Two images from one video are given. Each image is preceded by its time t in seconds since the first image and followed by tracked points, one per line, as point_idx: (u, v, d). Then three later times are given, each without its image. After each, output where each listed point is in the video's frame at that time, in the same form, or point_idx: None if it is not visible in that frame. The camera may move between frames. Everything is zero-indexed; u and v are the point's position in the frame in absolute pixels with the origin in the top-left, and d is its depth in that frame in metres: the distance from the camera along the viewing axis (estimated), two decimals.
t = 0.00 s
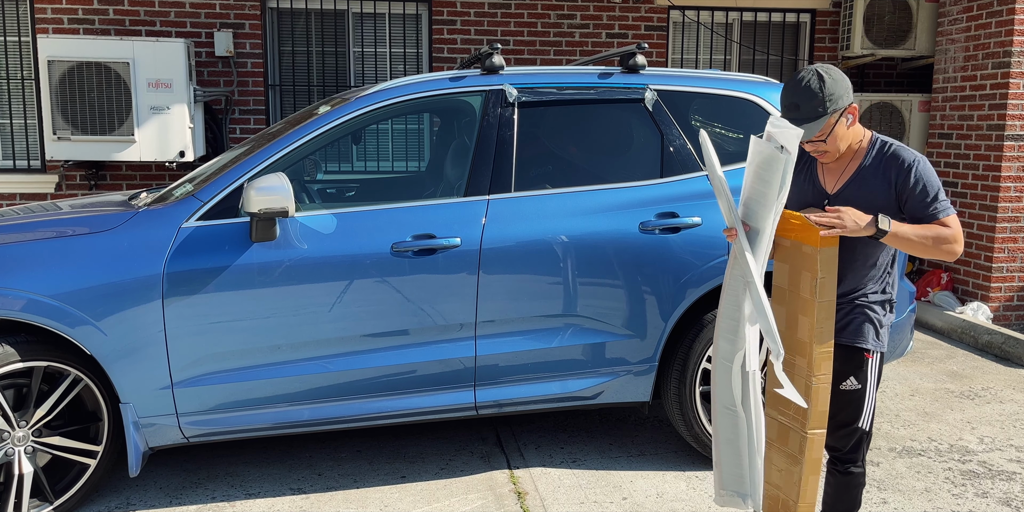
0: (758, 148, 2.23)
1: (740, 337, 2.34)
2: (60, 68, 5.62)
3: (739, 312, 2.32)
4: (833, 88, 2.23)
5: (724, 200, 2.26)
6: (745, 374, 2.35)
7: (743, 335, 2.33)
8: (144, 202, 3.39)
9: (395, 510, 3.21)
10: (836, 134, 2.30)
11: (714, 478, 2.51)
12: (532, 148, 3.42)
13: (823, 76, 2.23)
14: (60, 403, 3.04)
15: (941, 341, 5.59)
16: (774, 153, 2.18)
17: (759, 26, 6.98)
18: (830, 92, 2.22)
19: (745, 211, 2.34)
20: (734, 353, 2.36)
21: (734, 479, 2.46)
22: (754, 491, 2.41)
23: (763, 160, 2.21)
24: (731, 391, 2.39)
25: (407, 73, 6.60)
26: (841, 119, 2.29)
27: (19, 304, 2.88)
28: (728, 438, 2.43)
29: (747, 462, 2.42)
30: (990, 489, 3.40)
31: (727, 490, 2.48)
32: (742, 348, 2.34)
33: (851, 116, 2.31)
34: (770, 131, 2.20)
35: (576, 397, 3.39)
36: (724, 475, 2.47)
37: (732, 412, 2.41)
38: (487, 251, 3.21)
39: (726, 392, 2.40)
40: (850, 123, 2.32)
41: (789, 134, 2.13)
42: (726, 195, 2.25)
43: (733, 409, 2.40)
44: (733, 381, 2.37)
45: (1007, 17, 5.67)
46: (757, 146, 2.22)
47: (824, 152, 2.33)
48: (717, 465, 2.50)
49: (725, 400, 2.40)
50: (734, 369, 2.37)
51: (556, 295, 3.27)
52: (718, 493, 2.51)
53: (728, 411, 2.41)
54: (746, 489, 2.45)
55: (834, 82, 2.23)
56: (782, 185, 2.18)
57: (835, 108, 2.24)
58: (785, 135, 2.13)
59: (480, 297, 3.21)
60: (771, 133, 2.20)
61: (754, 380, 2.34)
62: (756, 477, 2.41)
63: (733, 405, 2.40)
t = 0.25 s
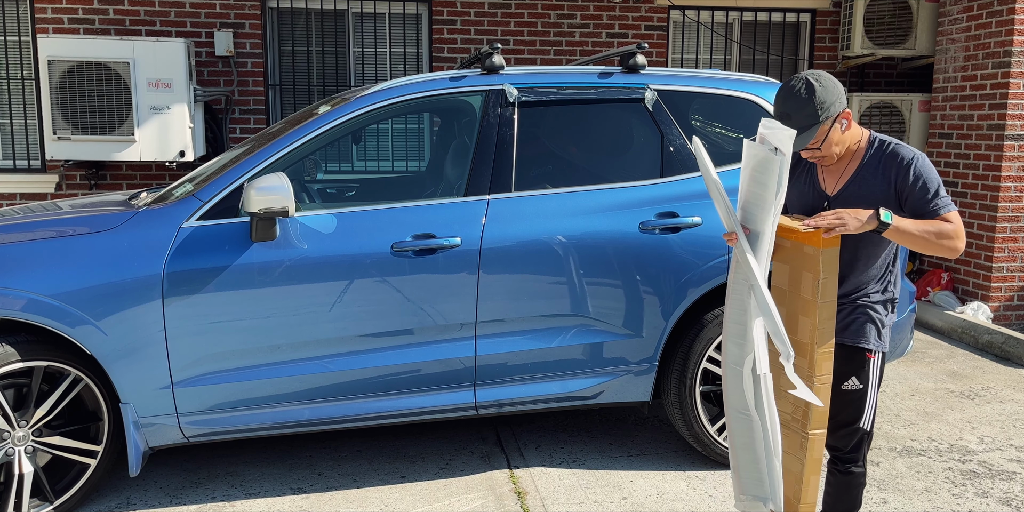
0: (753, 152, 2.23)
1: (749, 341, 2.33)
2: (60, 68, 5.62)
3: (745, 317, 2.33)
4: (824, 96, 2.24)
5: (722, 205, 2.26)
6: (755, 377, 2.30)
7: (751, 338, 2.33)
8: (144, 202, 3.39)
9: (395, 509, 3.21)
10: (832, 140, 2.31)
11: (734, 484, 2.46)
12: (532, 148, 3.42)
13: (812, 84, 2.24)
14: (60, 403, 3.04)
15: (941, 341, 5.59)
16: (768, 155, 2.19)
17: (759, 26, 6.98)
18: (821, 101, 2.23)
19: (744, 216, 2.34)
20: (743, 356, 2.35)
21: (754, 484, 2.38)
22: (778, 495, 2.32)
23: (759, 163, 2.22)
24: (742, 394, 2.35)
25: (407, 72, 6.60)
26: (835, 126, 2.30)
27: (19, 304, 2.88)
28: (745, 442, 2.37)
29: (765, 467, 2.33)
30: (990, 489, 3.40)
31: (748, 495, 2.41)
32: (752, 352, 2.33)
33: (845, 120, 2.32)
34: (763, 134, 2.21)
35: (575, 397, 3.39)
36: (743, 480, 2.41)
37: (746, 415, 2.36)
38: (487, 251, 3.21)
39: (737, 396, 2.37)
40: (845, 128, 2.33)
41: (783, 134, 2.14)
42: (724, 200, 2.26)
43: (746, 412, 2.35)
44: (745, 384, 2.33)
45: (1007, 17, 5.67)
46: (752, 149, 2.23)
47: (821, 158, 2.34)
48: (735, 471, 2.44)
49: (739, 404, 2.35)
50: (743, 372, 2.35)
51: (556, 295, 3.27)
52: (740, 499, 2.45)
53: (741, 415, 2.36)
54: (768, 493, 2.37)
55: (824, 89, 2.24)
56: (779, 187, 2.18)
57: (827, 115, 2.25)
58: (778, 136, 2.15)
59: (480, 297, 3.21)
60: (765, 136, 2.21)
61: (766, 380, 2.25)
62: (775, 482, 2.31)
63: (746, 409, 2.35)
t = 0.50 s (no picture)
0: (741, 151, 2.25)
1: (746, 341, 2.30)
2: (60, 68, 5.62)
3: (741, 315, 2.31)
4: (823, 100, 2.23)
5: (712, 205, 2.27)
6: (754, 377, 2.29)
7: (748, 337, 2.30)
8: (144, 202, 3.39)
9: (395, 510, 3.21)
10: (831, 143, 2.31)
11: (738, 485, 2.45)
12: (532, 148, 3.42)
13: (807, 89, 2.24)
14: (60, 403, 3.04)
15: (941, 341, 5.59)
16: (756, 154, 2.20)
17: (759, 26, 6.98)
18: (818, 105, 2.23)
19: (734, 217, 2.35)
20: (741, 356, 2.33)
21: (757, 485, 2.37)
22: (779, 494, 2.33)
23: (747, 162, 2.23)
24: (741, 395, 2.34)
25: (407, 72, 6.60)
26: (834, 128, 2.30)
27: (19, 304, 2.88)
28: (745, 443, 2.36)
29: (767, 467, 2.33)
30: (990, 489, 3.40)
31: (751, 496, 2.40)
32: (749, 352, 2.31)
33: (844, 123, 2.32)
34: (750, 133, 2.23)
35: (576, 397, 3.39)
36: (746, 481, 2.40)
37: (747, 416, 2.35)
38: (487, 251, 3.21)
39: (737, 397, 2.36)
40: (844, 130, 2.33)
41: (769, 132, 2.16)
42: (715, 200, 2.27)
43: (746, 412, 2.34)
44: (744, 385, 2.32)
45: (1007, 17, 5.67)
46: (740, 149, 2.24)
47: (821, 161, 2.35)
48: (737, 472, 2.43)
49: (738, 405, 2.34)
50: (742, 372, 2.33)
51: (556, 295, 3.27)
52: (742, 499, 2.44)
53: (741, 415, 2.35)
54: (769, 494, 2.36)
55: (821, 94, 2.23)
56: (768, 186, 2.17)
57: (825, 120, 2.25)
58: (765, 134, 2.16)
59: (480, 297, 3.21)
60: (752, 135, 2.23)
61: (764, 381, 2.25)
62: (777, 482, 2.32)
63: (746, 409, 2.34)
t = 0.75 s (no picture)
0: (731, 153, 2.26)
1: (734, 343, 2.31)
2: (60, 69, 5.62)
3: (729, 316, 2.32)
4: (824, 100, 2.23)
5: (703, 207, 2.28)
6: (738, 379, 2.32)
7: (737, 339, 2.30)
8: (144, 202, 3.39)
9: (395, 510, 3.21)
10: (832, 144, 2.31)
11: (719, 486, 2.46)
12: (532, 148, 3.42)
13: (808, 89, 2.24)
14: (60, 404, 3.03)
15: (941, 341, 5.60)
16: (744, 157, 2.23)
17: (759, 26, 6.98)
18: (818, 105, 2.23)
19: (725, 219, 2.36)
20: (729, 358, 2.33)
21: (738, 487, 2.39)
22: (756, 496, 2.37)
23: (736, 164, 2.25)
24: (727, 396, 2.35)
25: (407, 73, 6.61)
26: (835, 128, 2.30)
27: (19, 304, 2.88)
28: (729, 445, 2.38)
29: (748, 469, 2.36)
30: (990, 490, 3.40)
31: (732, 498, 2.42)
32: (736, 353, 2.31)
33: (846, 124, 2.32)
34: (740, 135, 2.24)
35: (576, 397, 3.39)
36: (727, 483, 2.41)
37: (732, 419, 2.36)
38: (487, 251, 3.21)
39: (723, 399, 2.37)
40: (845, 131, 2.33)
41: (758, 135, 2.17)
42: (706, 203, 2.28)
43: (731, 415, 2.35)
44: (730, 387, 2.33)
45: (1007, 17, 5.67)
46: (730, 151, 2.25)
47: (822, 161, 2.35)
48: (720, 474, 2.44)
49: (724, 407, 2.35)
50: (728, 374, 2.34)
51: (556, 295, 3.27)
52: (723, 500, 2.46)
53: (726, 417, 2.36)
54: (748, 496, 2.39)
55: (822, 94, 2.23)
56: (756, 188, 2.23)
57: (826, 121, 2.25)
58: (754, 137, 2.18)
59: (480, 297, 3.21)
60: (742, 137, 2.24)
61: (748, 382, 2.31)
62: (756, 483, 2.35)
63: (731, 412, 2.36)
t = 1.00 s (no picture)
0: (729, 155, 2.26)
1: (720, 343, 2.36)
2: (59, 69, 5.62)
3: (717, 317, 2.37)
4: (822, 102, 2.23)
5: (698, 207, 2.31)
6: (723, 379, 2.37)
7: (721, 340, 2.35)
8: (144, 202, 3.40)
9: (395, 510, 3.21)
10: (831, 146, 2.31)
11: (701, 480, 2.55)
12: (532, 148, 3.42)
13: (805, 91, 2.24)
14: (60, 404, 3.04)
15: (941, 341, 5.60)
16: (741, 159, 2.22)
17: (759, 26, 6.98)
18: (817, 108, 2.23)
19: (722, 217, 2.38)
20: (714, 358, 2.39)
21: (717, 483, 2.49)
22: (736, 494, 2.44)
23: (733, 166, 2.25)
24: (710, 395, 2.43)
25: (407, 73, 6.61)
26: (833, 131, 2.30)
27: (19, 304, 2.88)
28: (711, 442, 2.46)
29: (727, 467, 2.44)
30: (990, 490, 3.40)
31: (710, 493, 2.51)
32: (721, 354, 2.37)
33: (843, 125, 2.32)
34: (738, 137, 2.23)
35: (575, 397, 3.39)
36: (708, 478, 2.51)
37: (715, 417, 2.44)
38: (486, 251, 3.21)
39: (707, 397, 2.44)
40: (844, 132, 2.33)
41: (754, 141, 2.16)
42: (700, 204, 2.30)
43: (715, 413, 2.43)
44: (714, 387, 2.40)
45: (1007, 17, 5.67)
46: (727, 152, 2.25)
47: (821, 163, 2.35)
48: (701, 469, 2.54)
49: (708, 406, 2.43)
50: (713, 374, 2.40)
51: (556, 295, 3.27)
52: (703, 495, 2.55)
53: (710, 415, 2.44)
54: (726, 494, 2.47)
55: (819, 97, 2.23)
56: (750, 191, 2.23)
57: (824, 124, 2.25)
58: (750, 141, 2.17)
59: (480, 297, 3.21)
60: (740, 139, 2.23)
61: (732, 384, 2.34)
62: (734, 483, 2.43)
63: (715, 411, 2.43)
